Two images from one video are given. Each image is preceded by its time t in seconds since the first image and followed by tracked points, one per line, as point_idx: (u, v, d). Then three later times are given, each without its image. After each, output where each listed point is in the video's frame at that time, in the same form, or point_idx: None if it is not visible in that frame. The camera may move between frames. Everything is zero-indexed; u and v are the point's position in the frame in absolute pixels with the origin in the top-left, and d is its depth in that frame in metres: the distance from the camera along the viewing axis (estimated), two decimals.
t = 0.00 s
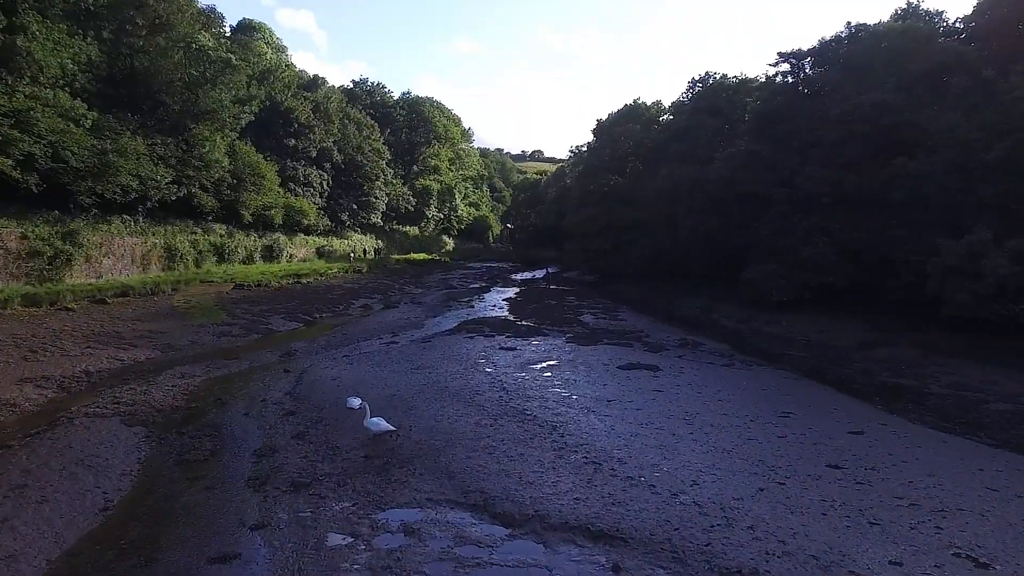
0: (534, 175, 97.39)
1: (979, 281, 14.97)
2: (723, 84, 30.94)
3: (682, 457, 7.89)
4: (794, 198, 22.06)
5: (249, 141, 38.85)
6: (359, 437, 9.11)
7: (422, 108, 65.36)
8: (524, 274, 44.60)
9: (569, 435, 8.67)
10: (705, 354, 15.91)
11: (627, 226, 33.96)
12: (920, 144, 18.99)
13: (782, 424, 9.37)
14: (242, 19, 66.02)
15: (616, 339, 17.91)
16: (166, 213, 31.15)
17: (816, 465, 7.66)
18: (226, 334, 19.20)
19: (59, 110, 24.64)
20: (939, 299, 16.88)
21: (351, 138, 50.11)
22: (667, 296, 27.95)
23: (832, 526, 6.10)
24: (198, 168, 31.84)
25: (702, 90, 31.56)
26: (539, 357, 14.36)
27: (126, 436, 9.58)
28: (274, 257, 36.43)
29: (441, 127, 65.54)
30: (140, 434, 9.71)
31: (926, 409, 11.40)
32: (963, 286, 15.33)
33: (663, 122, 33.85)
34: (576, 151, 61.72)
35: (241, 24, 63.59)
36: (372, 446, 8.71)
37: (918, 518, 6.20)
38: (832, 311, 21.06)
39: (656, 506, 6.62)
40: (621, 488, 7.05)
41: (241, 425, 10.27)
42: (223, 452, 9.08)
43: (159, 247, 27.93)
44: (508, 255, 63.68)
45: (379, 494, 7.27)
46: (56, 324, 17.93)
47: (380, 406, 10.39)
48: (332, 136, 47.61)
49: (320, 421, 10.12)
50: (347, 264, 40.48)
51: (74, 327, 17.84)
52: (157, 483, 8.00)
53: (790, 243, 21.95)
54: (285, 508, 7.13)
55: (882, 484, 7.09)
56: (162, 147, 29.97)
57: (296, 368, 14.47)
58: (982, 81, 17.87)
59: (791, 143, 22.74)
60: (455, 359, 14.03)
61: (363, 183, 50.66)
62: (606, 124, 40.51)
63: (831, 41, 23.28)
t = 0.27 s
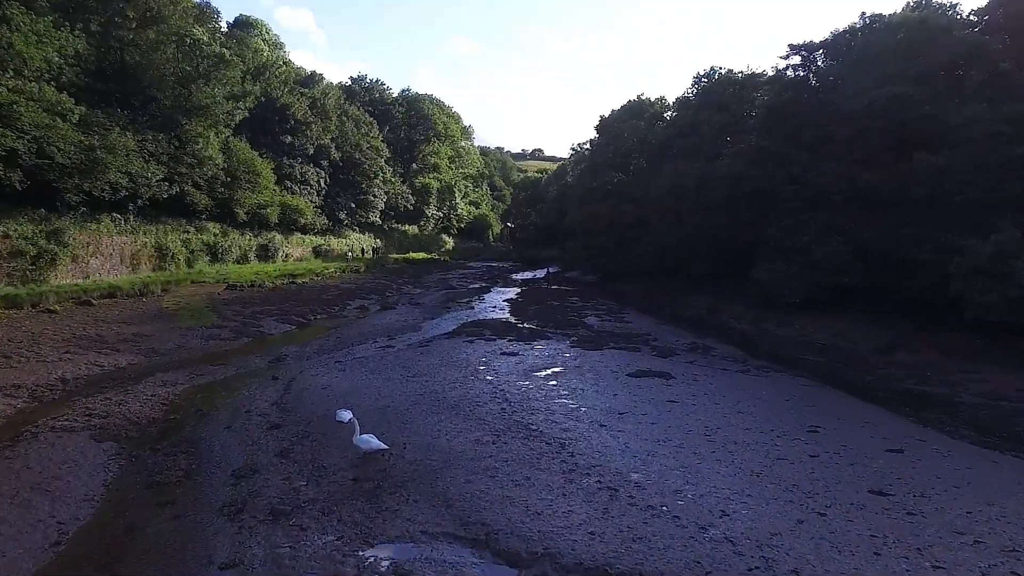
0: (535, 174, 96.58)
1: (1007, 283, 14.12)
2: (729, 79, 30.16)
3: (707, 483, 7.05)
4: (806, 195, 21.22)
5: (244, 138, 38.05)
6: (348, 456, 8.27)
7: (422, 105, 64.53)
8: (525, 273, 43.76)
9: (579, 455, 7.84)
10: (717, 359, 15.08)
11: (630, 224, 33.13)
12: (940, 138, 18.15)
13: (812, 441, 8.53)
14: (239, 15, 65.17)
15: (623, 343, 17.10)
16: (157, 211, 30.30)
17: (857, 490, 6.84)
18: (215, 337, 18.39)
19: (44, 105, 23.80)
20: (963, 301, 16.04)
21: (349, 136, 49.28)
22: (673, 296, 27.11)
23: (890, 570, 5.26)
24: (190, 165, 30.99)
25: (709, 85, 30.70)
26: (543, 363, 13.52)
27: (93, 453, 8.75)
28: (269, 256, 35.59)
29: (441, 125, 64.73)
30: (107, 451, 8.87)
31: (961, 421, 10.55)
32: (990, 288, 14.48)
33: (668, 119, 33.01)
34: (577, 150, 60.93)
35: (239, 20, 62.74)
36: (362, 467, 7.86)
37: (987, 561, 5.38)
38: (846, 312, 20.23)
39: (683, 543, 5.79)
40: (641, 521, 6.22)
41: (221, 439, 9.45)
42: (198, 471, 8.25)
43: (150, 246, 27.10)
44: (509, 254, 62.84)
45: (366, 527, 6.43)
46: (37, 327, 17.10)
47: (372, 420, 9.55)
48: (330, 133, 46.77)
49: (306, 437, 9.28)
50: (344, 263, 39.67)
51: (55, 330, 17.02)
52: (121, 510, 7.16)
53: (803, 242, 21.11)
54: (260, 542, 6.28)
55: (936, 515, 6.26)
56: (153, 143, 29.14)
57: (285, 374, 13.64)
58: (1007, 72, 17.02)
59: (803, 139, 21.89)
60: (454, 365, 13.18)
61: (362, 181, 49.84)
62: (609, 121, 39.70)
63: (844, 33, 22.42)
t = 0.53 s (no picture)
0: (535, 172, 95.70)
1: None
2: (737, 73, 29.28)
3: (740, 516, 6.23)
4: (820, 192, 20.37)
5: (239, 135, 37.22)
6: (336, 480, 7.45)
7: (421, 103, 63.69)
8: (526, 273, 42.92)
9: (593, 482, 7.00)
10: (732, 366, 14.24)
11: (634, 223, 32.28)
12: (962, 133, 17.30)
13: (850, 463, 7.68)
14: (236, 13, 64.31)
15: (631, 348, 16.27)
16: (149, 210, 29.47)
17: (912, 525, 6.00)
18: (203, 342, 17.55)
19: (27, 99, 22.98)
20: (990, 303, 15.21)
21: (346, 133, 48.45)
22: (680, 297, 26.26)
23: None
24: (182, 162, 30.16)
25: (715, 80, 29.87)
26: (548, 371, 12.67)
27: (55, 476, 7.92)
28: (264, 256, 34.75)
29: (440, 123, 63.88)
30: (71, 472, 8.03)
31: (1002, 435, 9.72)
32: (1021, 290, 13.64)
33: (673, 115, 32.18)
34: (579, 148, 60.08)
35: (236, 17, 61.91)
36: (350, 494, 7.03)
37: None
38: (863, 315, 19.39)
39: None
40: (669, 563, 5.40)
41: (198, 459, 8.60)
42: (169, 497, 7.41)
43: (140, 245, 26.25)
44: (509, 253, 61.98)
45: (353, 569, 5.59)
46: (15, 332, 16.25)
47: (364, 438, 8.71)
48: (327, 131, 45.94)
49: (291, 456, 8.44)
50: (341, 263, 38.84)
51: (34, 335, 16.19)
52: (76, 545, 6.32)
53: (817, 241, 20.26)
54: None
55: (1007, 557, 5.44)
56: (144, 140, 28.33)
57: (274, 383, 12.81)
58: None
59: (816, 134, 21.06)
60: (453, 374, 12.34)
61: (360, 180, 49.00)
62: (612, 118, 38.84)
63: (858, 23, 21.55)
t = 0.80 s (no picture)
0: (536, 171, 95.10)
1: None
2: (745, 70, 28.54)
3: (777, 554, 5.51)
4: (835, 191, 19.62)
5: (234, 132, 36.48)
6: (324, 508, 6.72)
7: (421, 101, 63.00)
8: (528, 274, 42.24)
9: (609, 511, 6.29)
10: (748, 374, 13.49)
11: (639, 223, 31.52)
12: (984, 128, 16.58)
13: (891, 487, 6.96)
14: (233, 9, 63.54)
15: (640, 354, 15.52)
16: (142, 209, 28.76)
17: (974, 566, 5.29)
18: (192, 346, 16.81)
19: (12, 94, 22.25)
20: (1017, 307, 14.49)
21: (345, 131, 47.75)
22: (687, 299, 25.58)
23: None
24: (176, 160, 29.45)
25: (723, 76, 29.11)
26: (554, 379, 11.94)
27: (15, 500, 7.19)
28: (261, 256, 34.04)
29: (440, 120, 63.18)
30: (33, 497, 7.30)
31: None
32: None
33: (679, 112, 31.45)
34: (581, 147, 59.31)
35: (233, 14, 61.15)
36: (340, 525, 6.30)
37: None
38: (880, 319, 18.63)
39: None
40: None
41: (174, 481, 7.84)
42: (138, 527, 6.65)
43: (132, 245, 25.48)
44: (510, 253, 61.28)
45: None
46: None
47: (355, 457, 7.98)
48: (326, 128, 45.25)
49: (277, 477, 7.72)
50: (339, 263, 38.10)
51: (15, 339, 15.47)
52: None
53: (831, 242, 19.51)
54: None
55: None
56: (136, 137, 27.61)
57: (263, 393, 12.04)
58: None
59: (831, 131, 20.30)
60: (453, 382, 11.62)
61: (358, 178, 48.29)
62: (616, 115, 38.08)
63: (874, 15, 20.80)
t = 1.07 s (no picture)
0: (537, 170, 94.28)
1: None
2: (753, 66, 27.72)
3: None
4: (852, 190, 18.78)
5: (229, 129, 35.67)
6: (307, 545, 5.95)
7: (420, 98, 62.18)
8: (529, 274, 41.50)
9: (631, 552, 5.52)
10: (768, 384, 12.66)
11: (644, 222, 30.67)
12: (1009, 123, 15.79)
13: (945, 520, 6.19)
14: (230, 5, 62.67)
15: (651, 361, 14.69)
16: (133, 208, 27.98)
17: None
18: (179, 352, 16.03)
19: None
20: None
21: (342, 128, 46.95)
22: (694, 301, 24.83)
23: None
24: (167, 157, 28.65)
25: (730, 72, 28.29)
26: (561, 390, 11.15)
27: None
28: (256, 255, 33.26)
29: (440, 118, 62.37)
30: None
31: None
32: None
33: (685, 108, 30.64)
34: (583, 145, 58.45)
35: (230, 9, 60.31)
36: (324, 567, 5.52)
37: None
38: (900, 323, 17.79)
39: None
40: None
41: (142, 510, 7.01)
42: (95, 568, 5.81)
43: (121, 244, 24.65)
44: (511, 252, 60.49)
45: None
46: None
47: (345, 483, 7.21)
48: (323, 126, 44.45)
49: (257, 505, 6.95)
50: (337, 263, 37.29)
51: None
52: None
53: (848, 242, 18.68)
54: None
55: None
56: (126, 133, 26.82)
57: (250, 405, 11.22)
58: None
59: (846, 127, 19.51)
60: (453, 393, 10.84)
61: (357, 176, 47.51)
62: (619, 112, 37.27)
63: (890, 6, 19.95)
